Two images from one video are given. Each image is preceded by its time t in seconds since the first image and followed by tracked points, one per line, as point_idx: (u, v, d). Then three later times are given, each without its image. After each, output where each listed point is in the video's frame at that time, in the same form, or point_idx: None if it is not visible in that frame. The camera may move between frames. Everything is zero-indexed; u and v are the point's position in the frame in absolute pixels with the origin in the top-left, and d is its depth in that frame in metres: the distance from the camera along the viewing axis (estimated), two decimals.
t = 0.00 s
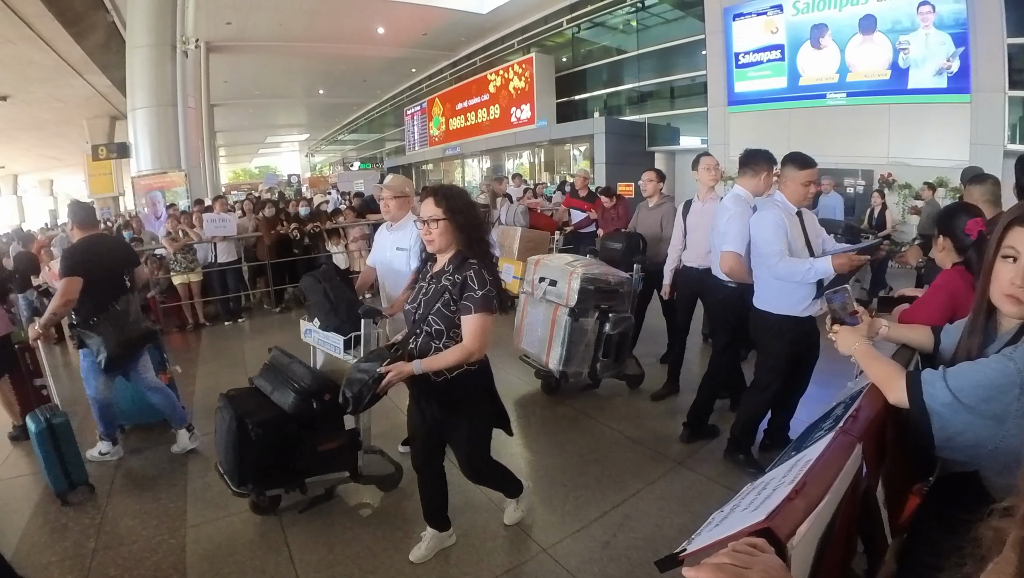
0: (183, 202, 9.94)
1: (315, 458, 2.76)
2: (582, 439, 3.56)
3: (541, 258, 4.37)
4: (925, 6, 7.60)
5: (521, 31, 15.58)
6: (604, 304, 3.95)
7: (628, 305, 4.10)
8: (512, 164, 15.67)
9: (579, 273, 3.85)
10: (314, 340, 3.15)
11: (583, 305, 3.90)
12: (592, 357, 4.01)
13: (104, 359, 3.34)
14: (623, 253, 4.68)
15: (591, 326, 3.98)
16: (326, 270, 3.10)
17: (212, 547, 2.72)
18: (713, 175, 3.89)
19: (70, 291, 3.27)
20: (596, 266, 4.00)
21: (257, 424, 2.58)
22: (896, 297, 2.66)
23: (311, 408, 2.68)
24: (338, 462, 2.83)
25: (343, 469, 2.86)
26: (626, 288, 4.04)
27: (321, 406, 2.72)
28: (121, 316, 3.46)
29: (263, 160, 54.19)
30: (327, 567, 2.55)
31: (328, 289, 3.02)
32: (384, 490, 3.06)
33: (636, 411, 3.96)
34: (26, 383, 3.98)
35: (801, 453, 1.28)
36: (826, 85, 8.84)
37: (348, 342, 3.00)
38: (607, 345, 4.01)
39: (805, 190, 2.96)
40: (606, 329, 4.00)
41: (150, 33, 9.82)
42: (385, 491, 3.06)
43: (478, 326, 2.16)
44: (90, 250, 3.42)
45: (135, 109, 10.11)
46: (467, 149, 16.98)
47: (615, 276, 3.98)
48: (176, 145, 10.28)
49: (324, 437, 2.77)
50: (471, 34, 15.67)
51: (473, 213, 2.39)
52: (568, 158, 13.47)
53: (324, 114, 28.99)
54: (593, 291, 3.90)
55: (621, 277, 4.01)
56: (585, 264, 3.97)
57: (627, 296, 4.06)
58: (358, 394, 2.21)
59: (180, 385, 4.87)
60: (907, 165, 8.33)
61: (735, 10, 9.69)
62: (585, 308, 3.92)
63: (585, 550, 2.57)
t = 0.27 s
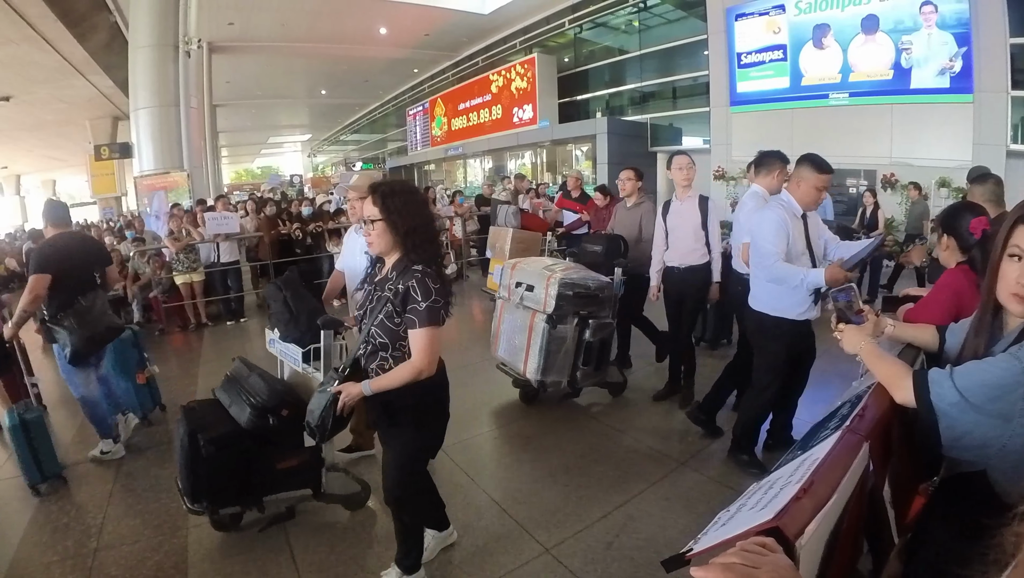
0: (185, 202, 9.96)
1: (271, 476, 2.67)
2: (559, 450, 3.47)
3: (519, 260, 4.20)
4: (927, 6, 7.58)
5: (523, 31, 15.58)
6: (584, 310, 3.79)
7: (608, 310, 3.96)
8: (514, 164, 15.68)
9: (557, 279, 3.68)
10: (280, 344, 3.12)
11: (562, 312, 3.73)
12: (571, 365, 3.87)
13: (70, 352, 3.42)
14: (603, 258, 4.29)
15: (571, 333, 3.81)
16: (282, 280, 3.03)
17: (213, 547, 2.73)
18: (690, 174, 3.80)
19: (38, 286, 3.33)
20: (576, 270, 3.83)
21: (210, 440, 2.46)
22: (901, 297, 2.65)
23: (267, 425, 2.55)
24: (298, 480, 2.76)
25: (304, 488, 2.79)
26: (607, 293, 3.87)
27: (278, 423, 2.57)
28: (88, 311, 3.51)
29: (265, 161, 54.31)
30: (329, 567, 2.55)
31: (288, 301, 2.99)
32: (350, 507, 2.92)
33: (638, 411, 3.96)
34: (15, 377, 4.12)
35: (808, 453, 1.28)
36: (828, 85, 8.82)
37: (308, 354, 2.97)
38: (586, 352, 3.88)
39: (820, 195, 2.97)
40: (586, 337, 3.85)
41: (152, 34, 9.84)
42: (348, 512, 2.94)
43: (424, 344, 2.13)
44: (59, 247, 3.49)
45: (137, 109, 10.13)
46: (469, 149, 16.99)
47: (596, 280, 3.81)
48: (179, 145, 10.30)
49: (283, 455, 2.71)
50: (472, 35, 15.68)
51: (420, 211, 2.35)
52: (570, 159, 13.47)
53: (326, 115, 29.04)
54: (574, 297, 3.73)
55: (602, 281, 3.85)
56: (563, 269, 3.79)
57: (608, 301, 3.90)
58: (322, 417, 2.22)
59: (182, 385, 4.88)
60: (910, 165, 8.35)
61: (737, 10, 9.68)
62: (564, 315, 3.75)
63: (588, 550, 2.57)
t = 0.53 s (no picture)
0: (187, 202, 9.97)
1: (231, 493, 2.58)
2: (551, 453, 3.45)
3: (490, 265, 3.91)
4: (930, 6, 7.51)
5: (525, 31, 15.58)
6: (560, 317, 3.51)
7: (587, 315, 3.69)
8: (516, 164, 15.71)
9: (530, 284, 3.40)
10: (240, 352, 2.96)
11: (537, 319, 3.45)
12: (548, 374, 3.60)
13: (55, 350, 3.48)
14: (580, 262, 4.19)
15: (547, 341, 3.52)
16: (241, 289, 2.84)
17: (214, 546, 2.73)
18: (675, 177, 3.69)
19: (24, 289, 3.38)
20: (553, 275, 3.55)
21: (164, 456, 2.41)
22: (903, 297, 2.65)
23: (223, 442, 2.48)
24: (260, 499, 2.65)
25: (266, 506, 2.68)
26: (585, 298, 3.60)
27: (235, 439, 2.52)
28: (76, 312, 3.61)
29: (268, 161, 54.49)
30: (331, 567, 2.55)
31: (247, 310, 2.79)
32: (317, 527, 2.77)
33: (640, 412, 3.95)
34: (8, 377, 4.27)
35: (809, 453, 1.28)
36: (831, 85, 8.80)
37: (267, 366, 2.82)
38: (564, 361, 3.64)
39: (829, 202, 2.98)
40: (563, 344, 3.59)
41: (154, 34, 9.85)
42: (316, 531, 2.80)
43: (358, 356, 1.90)
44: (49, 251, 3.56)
45: (139, 109, 10.14)
46: (471, 150, 17.01)
47: (574, 284, 3.54)
48: (181, 145, 10.32)
49: (243, 472, 2.61)
50: (474, 35, 15.69)
51: (368, 210, 2.14)
52: (572, 159, 13.49)
53: (328, 115, 29.08)
54: (549, 303, 3.45)
55: (580, 287, 3.57)
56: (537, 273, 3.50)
57: (586, 305, 3.63)
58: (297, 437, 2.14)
59: (185, 384, 4.90)
60: (913, 165, 8.35)
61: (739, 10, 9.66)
62: (539, 322, 3.48)
63: (591, 551, 2.57)
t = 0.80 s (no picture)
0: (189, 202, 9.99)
1: (187, 508, 2.54)
2: (551, 453, 3.45)
3: (462, 271, 3.79)
4: (931, 5, 7.47)
5: (527, 31, 15.59)
6: (533, 325, 3.36)
7: (562, 323, 3.54)
8: (517, 165, 15.73)
9: (501, 290, 3.26)
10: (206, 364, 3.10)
11: (508, 327, 3.30)
12: (521, 386, 3.44)
13: (42, 349, 3.77)
14: (555, 267, 3.98)
15: (520, 349, 3.37)
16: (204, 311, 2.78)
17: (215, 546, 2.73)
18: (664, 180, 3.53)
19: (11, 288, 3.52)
20: (525, 281, 3.42)
21: (116, 470, 2.36)
22: (904, 298, 2.64)
23: (178, 456, 2.44)
24: (221, 513, 2.61)
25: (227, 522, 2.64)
26: (559, 305, 3.45)
27: (190, 453, 2.48)
28: (63, 315, 3.84)
29: (269, 161, 54.57)
30: (333, 565, 2.57)
31: (204, 322, 3.22)
32: (279, 545, 2.69)
33: (641, 412, 3.96)
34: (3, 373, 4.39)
35: (810, 453, 1.29)
36: (832, 85, 8.80)
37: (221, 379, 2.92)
38: (539, 370, 3.47)
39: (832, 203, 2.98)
40: (536, 354, 3.43)
41: (156, 34, 9.87)
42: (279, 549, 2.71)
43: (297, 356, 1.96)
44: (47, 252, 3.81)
45: (142, 109, 10.16)
46: (472, 150, 17.03)
47: (547, 291, 3.41)
48: (183, 145, 10.35)
49: (200, 488, 2.56)
50: (476, 35, 15.71)
51: (329, 220, 2.10)
52: (574, 159, 13.50)
53: (331, 115, 29.12)
54: (521, 311, 3.31)
55: (554, 293, 3.43)
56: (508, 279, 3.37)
57: (561, 313, 3.48)
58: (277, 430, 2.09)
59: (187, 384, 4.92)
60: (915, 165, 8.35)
61: (741, 10, 9.66)
62: (512, 330, 3.33)
63: (592, 551, 2.57)
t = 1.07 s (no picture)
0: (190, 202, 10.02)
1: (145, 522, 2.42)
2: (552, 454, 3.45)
3: (433, 277, 3.62)
4: (933, 5, 7.47)
5: (529, 31, 15.59)
6: (502, 335, 3.18)
7: (534, 332, 3.36)
8: (519, 165, 15.74)
9: (468, 299, 3.10)
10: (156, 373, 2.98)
11: (476, 337, 3.12)
12: (492, 399, 3.26)
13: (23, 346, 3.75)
14: (527, 272, 3.71)
15: (490, 361, 3.19)
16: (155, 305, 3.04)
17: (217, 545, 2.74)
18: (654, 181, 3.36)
19: None
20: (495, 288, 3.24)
21: (70, 484, 2.25)
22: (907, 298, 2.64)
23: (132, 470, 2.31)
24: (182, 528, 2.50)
25: (187, 537, 2.52)
26: (531, 313, 3.28)
27: (145, 468, 2.34)
28: (42, 311, 3.75)
29: (271, 161, 54.63)
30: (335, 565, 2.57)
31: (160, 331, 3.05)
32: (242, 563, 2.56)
33: (643, 412, 3.96)
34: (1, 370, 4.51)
35: (812, 454, 1.29)
36: (834, 85, 8.78)
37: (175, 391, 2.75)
38: (510, 383, 3.29)
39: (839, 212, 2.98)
40: (507, 366, 3.25)
41: (158, 34, 9.89)
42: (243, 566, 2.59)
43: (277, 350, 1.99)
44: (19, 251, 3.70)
45: (143, 110, 10.18)
46: (474, 150, 17.04)
47: (519, 299, 3.24)
48: (184, 145, 10.36)
49: (157, 504, 2.44)
50: (478, 35, 15.72)
51: (308, 224, 2.18)
52: (575, 159, 13.51)
53: (333, 116, 29.17)
54: (489, 320, 3.13)
55: (525, 301, 3.27)
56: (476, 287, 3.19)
57: (533, 321, 3.30)
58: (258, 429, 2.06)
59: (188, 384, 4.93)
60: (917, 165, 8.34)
61: (743, 10, 9.65)
62: (480, 341, 3.15)
63: (592, 552, 2.57)
